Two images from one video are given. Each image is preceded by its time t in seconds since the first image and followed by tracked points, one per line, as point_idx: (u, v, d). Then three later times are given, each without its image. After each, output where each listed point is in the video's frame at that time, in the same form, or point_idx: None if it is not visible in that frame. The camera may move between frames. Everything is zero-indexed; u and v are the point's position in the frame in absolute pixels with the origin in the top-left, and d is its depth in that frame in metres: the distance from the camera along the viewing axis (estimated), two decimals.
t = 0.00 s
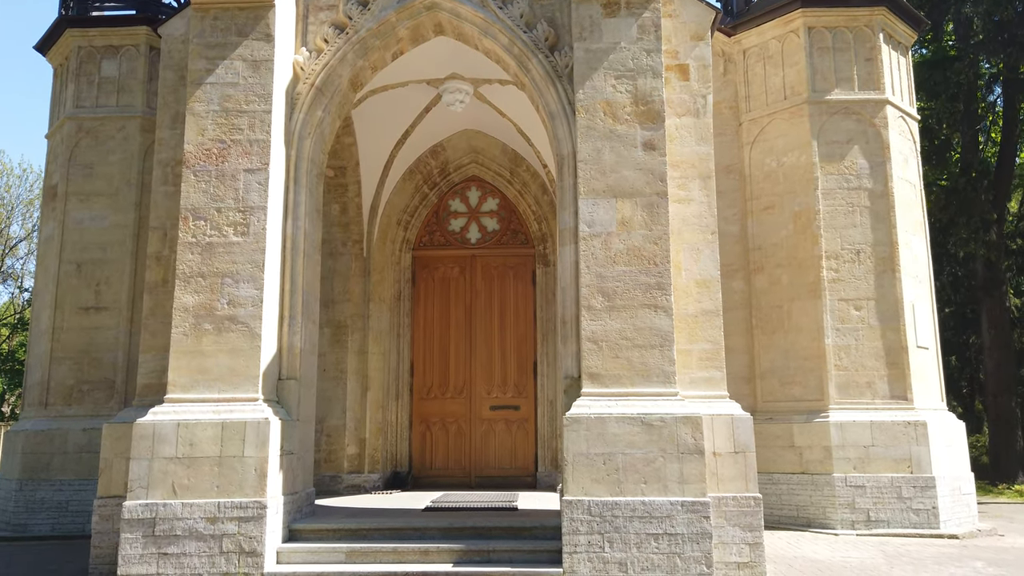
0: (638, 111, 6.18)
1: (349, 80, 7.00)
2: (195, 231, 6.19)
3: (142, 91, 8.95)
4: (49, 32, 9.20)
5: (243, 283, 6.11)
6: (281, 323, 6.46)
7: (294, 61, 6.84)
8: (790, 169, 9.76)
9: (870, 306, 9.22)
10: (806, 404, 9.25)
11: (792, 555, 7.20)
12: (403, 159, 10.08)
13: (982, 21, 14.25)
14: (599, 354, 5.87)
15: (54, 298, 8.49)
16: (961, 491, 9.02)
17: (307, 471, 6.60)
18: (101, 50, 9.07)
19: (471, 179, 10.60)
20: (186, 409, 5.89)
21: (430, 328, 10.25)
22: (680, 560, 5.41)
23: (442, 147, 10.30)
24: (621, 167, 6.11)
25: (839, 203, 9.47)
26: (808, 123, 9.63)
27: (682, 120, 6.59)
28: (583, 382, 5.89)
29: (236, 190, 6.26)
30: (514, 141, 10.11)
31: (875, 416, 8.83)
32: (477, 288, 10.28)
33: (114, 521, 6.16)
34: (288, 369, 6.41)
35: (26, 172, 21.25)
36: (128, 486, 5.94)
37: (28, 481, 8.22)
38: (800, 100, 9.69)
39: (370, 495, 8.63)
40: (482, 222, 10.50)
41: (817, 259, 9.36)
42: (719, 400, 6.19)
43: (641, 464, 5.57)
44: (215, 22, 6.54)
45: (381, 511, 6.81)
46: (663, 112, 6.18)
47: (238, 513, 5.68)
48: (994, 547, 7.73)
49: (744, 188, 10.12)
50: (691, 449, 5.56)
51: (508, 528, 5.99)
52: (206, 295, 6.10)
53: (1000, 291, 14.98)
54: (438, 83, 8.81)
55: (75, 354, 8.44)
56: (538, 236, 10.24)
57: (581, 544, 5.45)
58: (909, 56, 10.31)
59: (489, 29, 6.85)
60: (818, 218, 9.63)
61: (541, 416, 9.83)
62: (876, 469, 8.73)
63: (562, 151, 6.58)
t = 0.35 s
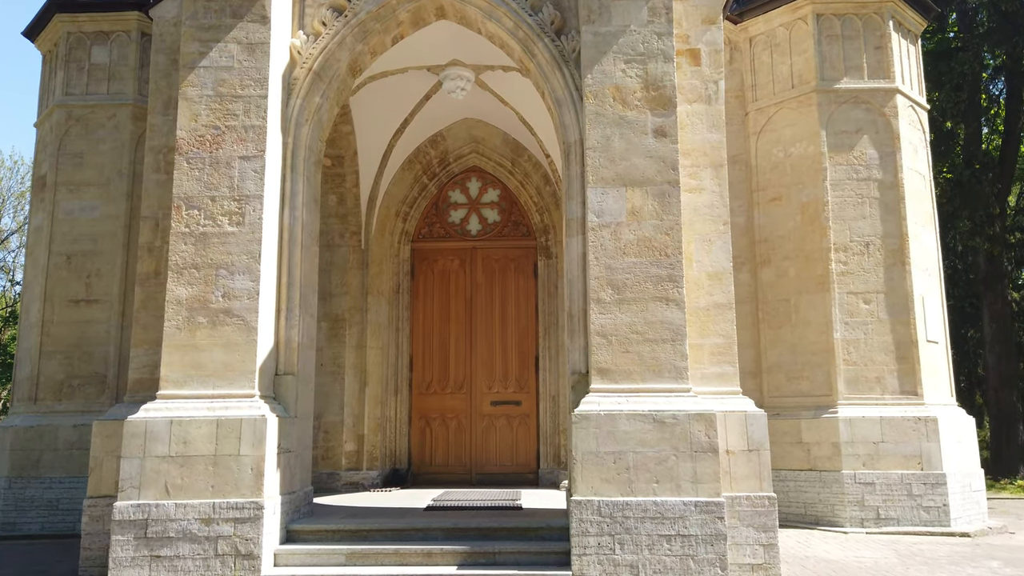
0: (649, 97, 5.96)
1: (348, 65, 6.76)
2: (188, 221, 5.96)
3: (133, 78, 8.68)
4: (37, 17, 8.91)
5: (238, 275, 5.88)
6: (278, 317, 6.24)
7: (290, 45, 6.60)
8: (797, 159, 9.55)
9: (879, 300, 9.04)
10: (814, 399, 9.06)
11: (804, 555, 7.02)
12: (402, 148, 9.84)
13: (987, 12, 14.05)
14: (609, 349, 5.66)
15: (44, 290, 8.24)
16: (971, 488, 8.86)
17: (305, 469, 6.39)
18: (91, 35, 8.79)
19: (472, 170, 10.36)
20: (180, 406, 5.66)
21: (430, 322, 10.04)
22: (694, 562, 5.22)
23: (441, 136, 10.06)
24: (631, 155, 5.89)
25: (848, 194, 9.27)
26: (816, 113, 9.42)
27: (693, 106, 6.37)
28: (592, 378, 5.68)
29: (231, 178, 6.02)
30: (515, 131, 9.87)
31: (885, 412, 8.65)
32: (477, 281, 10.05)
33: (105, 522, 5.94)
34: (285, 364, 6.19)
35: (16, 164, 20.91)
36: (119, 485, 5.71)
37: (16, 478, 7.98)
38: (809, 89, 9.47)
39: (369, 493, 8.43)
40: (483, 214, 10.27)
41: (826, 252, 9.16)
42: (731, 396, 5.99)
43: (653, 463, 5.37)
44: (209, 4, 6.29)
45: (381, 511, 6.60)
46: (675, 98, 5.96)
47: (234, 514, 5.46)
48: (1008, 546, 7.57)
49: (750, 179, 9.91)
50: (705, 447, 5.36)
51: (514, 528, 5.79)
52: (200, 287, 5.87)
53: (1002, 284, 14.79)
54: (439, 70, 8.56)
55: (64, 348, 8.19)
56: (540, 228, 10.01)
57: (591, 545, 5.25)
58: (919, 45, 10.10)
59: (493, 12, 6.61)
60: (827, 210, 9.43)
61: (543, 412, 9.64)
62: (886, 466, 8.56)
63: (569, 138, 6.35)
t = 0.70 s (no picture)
0: (661, 81, 5.76)
1: (349, 48, 6.55)
2: (183, 208, 5.75)
3: (126, 65, 8.44)
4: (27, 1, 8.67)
5: (236, 264, 5.68)
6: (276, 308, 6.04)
7: (289, 27, 6.38)
8: (805, 149, 9.37)
9: (889, 292, 8.87)
10: (821, 393, 8.91)
11: (816, 553, 6.87)
12: (401, 137, 9.61)
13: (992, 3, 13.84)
14: (620, 341, 5.48)
15: (34, 282, 8.01)
16: (981, 483, 8.72)
17: (305, 465, 6.19)
18: (82, 20, 8.54)
19: (473, 159, 10.15)
20: (175, 399, 5.46)
21: (430, 315, 9.84)
22: (708, 561, 5.04)
23: (442, 125, 9.84)
24: (643, 141, 5.70)
25: (857, 184, 9.10)
26: (825, 102, 9.23)
27: (704, 91, 6.18)
28: (602, 371, 5.50)
29: (228, 163, 5.81)
30: (518, 119, 9.66)
31: (895, 406, 8.49)
32: (478, 273, 9.86)
33: (97, 520, 5.74)
34: (284, 357, 6.00)
35: (7, 156, 20.60)
36: (112, 482, 5.51)
37: (6, 474, 7.76)
38: (817, 78, 9.29)
39: (369, 489, 8.23)
40: (484, 204, 10.07)
41: (834, 243, 8.99)
42: (745, 389, 5.82)
43: (666, 459, 5.19)
44: None
45: (383, 507, 6.41)
46: (687, 82, 5.77)
47: (232, 511, 5.26)
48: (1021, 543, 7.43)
49: (757, 169, 9.73)
50: (719, 442, 5.19)
51: (521, 526, 5.61)
52: (196, 277, 5.66)
53: (1004, 278, 14.64)
54: (440, 56, 8.35)
55: (56, 341, 7.97)
56: (542, 219, 9.82)
57: (602, 544, 5.08)
58: (928, 33, 9.92)
59: None
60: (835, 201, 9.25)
61: (546, 407, 9.46)
62: (896, 462, 8.41)
63: (578, 124, 6.15)
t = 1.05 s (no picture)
0: (678, 65, 5.56)
1: (352, 31, 6.32)
2: (181, 195, 5.53)
3: (121, 51, 8.20)
4: None
5: (236, 254, 5.47)
6: (278, 299, 5.84)
7: (291, 8, 6.16)
8: (816, 140, 9.18)
9: (901, 285, 8.71)
10: (832, 388, 8.75)
11: (832, 552, 6.70)
12: (403, 125, 9.39)
13: None
14: (636, 334, 5.29)
15: (27, 273, 7.78)
16: (994, 480, 8.57)
17: (307, 462, 5.99)
18: (75, 5, 8.28)
19: (476, 149, 9.93)
20: (174, 394, 5.25)
21: (432, 308, 9.64)
22: (729, 563, 4.86)
23: (445, 114, 9.61)
24: (659, 127, 5.50)
25: (869, 175, 8.92)
26: (836, 91, 9.04)
27: (722, 76, 5.98)
28: (617, 365, 5.31)
29: (228, 149, 5.59)
30: (523, 108, 9.44)
31: (908, 402, 8.33)
32: (482, 266, 9.65)
33: (93, 519, 5.53)
34: (286, 350, 5.79)
35: None
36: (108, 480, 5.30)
37: None
38: (828, 66, 9.10)
39: (371, 486, 8.03)
40: (488, 195, 9.86)
41: (846, 235, 8.82)
42: (763, 384, 5.63)
43: (684, 456, 5.00)
44: None
45: (388, 505, 6.22)
46: (705, 65, 5.56)
47: (233, 510, 5.06)
48: None
49: (766, 160, 9.54)
50: (739, 439, 5.00)
51: (533, 525, 5.42)
52: (195, 267, 5.45)
53: (1008, 273, 14.42)
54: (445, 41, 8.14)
55: (49, 334, 7.74)
56: (547, 210, 9.61)
57: (618, 544, 4.90)
58: (940, 21, 9.72)
59: None
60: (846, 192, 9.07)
61: (551, 402, 9.27)
62: (909, 458, 8.26)
63: (590, 110, 5.95)
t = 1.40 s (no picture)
0: (691, 46, 5.36)
1: (351, 11, 6.10)
2: (175, 180, 5.31)
3: (112, 35, 7.94)
4: None
5: (232, 242, 5.25)
6: (276, 289, 5.62)
7: None
8: (824, 129, 9.00)
9: (912, 277, 8.54)
10: (840, 382, 8.58)
11: (845, 549, 6.53)
12: (403, 113, 9.16)
13: None
14: (648, 326, 5.10)
15: (16, 263, 7.54)
16: (1005, 475, 8.42)
17: (306, 458, 5.79)
18: None
19: (477, 138, 9.71)
20: (167, 387, 5.04)
21: (432, 300, 9.43)
22: (745, 562, 4.68)
23: (445, 101, 9.39)
24: (671, 110, 5.30)
25: (879, 164, 8.74)
26: (845, 79, 8.85)
27: (735, 60, 5.78)
28: (629, 357, 5.12)
29: (223, 132, 5.37)
30: (525, 95, 9.22)
31: (918, 396, 8.17)
32: (483, 257, 9.45)
33: (83, 517, 5.33)
34: (284, 342, 5.58)
35: None
36: (98, 476, 5.09)
37: None
38: (838, 54, 8.91)
39: (370, 482, 7.84)
40: (489, 185, 9.64)
41: (855, 226, 8.64)
42: (779, 377, 5.45)
43: (699, 452, 4.82)
44: None
45: (389, 502, 6.03)
46: (720, 47, 5.36)
47: (230, 508, 4.86)
48: None
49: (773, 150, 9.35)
50: (756, 434, 4.82)
51: (540, 523, 5.24)
52: (189, 255, 5.23)
53: (1011, 266, 14.25)
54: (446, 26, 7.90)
55: (39, 326, 7.51)
56: (550, 200, 9.40)
57: (630, 543, 4.72)
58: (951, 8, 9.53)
59: None
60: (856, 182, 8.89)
61: (553, 396, 9.08)
62: (919, 453, 8.11)
63: (599, 94, 5.74)
